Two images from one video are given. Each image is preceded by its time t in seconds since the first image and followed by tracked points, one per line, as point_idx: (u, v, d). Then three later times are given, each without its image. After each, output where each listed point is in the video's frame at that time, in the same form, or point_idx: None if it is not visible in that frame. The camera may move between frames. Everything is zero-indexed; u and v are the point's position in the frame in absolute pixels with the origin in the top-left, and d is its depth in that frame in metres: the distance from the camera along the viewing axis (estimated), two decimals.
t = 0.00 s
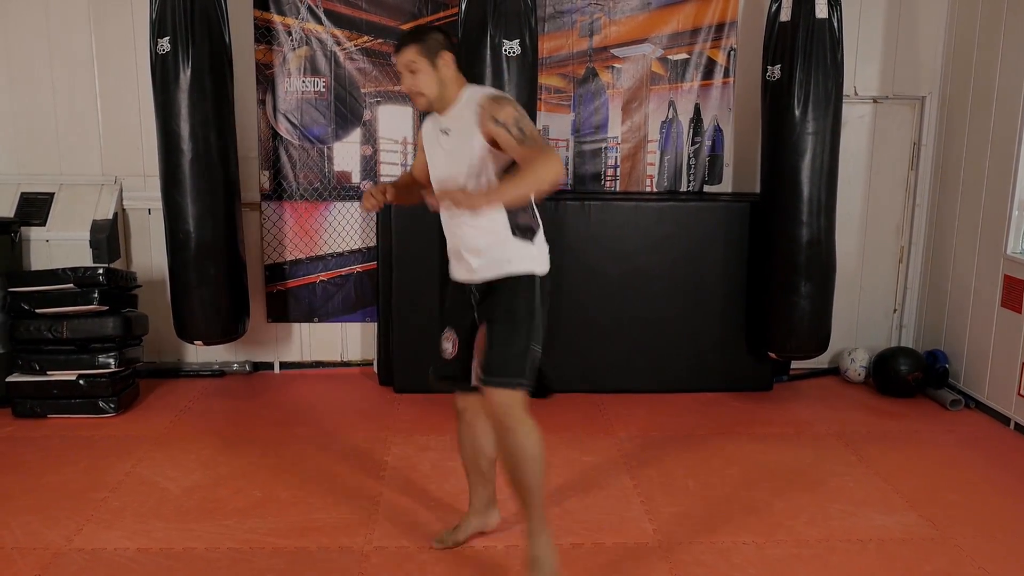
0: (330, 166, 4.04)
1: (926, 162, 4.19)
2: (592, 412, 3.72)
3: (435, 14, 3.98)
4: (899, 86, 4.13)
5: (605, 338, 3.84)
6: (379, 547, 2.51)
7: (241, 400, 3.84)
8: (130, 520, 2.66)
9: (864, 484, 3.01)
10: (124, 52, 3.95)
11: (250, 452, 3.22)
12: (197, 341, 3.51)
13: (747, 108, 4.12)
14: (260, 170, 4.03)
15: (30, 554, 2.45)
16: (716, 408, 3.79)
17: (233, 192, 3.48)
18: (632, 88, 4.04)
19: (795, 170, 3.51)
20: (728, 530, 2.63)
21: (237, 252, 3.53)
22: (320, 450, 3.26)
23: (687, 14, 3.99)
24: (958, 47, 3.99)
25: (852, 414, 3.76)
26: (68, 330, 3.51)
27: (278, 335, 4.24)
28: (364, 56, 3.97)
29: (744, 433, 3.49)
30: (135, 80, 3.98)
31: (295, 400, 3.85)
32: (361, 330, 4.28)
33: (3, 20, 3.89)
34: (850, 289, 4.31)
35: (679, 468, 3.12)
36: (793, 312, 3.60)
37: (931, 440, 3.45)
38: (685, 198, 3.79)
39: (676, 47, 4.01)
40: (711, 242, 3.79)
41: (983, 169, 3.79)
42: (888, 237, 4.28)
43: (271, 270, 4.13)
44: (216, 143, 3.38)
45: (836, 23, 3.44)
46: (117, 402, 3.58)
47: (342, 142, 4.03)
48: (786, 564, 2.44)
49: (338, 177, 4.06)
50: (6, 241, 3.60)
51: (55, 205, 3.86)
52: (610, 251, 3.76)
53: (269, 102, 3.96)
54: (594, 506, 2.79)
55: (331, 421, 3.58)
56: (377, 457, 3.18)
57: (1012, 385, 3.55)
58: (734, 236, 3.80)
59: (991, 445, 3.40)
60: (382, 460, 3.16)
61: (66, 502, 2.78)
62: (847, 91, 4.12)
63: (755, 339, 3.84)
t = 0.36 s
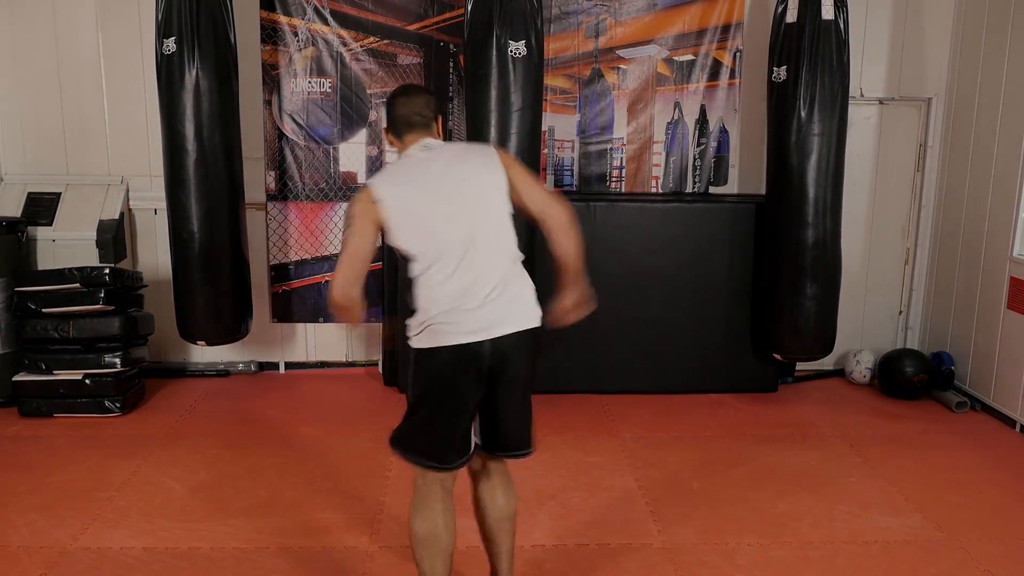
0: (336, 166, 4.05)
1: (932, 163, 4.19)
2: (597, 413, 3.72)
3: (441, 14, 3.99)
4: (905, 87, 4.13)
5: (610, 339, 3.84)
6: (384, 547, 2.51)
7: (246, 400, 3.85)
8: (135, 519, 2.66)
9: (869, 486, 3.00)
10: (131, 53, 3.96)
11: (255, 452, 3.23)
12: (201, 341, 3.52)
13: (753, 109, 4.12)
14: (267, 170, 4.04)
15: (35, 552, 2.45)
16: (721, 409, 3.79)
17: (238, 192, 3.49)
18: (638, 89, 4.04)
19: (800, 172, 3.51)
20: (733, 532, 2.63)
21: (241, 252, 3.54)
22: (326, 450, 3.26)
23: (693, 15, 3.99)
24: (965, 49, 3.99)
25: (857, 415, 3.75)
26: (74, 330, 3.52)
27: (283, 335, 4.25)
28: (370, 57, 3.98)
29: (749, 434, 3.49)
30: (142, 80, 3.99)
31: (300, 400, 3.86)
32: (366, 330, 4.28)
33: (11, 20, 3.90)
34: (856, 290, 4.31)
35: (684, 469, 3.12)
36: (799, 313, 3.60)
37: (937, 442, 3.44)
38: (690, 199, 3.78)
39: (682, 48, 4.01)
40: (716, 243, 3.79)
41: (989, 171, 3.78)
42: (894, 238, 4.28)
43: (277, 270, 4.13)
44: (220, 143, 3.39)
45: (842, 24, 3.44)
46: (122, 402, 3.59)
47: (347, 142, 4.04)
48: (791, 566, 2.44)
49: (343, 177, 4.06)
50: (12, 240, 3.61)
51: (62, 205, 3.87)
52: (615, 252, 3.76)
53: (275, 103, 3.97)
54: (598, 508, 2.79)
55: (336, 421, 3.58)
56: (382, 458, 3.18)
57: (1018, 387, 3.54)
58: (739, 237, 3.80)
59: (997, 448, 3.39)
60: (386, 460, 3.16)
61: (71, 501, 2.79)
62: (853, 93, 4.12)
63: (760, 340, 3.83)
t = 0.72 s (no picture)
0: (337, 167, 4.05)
1: (933, 164, 4.19)
2: (597, 413, 3.72)
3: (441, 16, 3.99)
4: (906, 88, 4.13)
5: (611, 339, 3.84)
6: (384, 548, 2.51)
7: (247, 400, 3.85)
8: (136, 519, 2.67)
9: (869, 486, 3.01)
10: (132, 53, 3.97)
11: (256, 452, 3.23)
12: (200, 341, 3.52)
13: (753, 110, 4.13)
14: (268, 170, 4.05)
15: (37, 553, 2.46)
16: (721, 410, 3.79)
17: (238, 194, 3.49)
18: (638, 90, 4.05)
19: (800, 173, 3.51)
20: (733, 533, 2.63)
21: (241, 253, 3.54)
22: (327, 450, 3.27)
23: (694, 16, 3.99)
24: (965, 50, 3.99)
25: (857, 416, 3.75)
26: (75, 330, 3.53)
27: (283, 335, 4.25)
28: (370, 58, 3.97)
29: (749, 435, 3.49)
30: (143, 81, 3.99)
31: (301, 400, 3.86)
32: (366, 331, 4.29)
33: (13, 21, 3.91)
34: (856, 291, 4.31)
35: (684, 469, 3.12)
36: (799, 314, 3.60)
37: (937, 443, 3.44)
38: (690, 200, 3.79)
39: (682, 49, 4.02)
40: (716, 244, 3.80)
41: (989, 172, 3.78)
42: (894, 239, 4.28)
43: (277, 271, 4.14)
44: (220, 144, 3.39)
45: (843, 25, 3.44)
46: (123, 402, 3.59)
47: (348, 143, 4.04)
48: (790, 566, 2.44)
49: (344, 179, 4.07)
50: (13, 241, 3.61)
51: (63, 206, 3.88)
52: (615, 252, 3.76)
53: (276, 104, 3.98)
54: (599, 508, 2.79)
55: (337, 421, 3.59)
56: (383, 458, 3.19)
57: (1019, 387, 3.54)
58: (739, 237, 3.80)
59: (997, 448, 3.39)
60: (387, 460, 3.16)
61: (73, 501, 2.79)
62: (853, 94, 4.12)
63: (760, 341, 3.84)
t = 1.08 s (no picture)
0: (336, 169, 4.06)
1: (931, 166, 4.19)
2: (596, 415, 3.72)
3: (441, 17, 3.99)
4: (904, 90, 4.13)
5: (610, 341, 3.85)
6: (383, 549, 2.51)
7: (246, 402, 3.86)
8: (135, 521, 2.67)
9: (867, 487, 3.01)
10: (131, 55, 3.97)
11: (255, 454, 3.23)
12: (200, 343, 3.52)
13: (751, 111, 4.13)
14: (266, 173, 4.05)
15: (36, 555, 2.46)
16: (720, 411, 3.79)
17: (238, 195, 3.49)
18: (637, 92, 4.05)
19: (799, 174, 3.52)
20: (732, 534, 2.63)
21: (241, 255, 3.54)
22: (326, 452, 3.27)
23: (692, 17, 4.00)
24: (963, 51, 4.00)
25: (856, 417, 3.75)
26: (74, 332, 3.53)
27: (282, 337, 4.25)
28: (369, 60, 3.99)
29: (748, 436, 3.50)
30: (141, 82, 3.99)
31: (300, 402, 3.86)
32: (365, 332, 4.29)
33: (11, 23, 3.91)
34: (855, 292, 4.31)
35: (683, 471, 3.12)
36: (797, 316, 3.60)
37: (936, 444, 3.44)
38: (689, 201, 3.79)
39: (680, 51, 4.02)
40: (715, 245, 3.80)
41: (987, 174, 3.79)
42: (892, 240, 4.28)
43: (276, 273, 4.15)
44: (220, 146, 3.39)
45: (841, 27, 3.45)
46: (122, 404, 3.59)
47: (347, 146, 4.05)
48: (789, 568, 2.44)
49: (343, 181, 4.07)
50: (13, 243, 3.61)
51: (62, 208, 3.88)
52: (614, 253, 3.77)
53: (275, 106, 3.98)
54: (597, 510, 2.79)
55: (336, 423, 3.59)
56: (382, 459, 3.19)
57: (1017, 388, 3.54)
58: (738, 238, 3.81)
59: (995, 449, 3.39)
60: (386, 462, 3.17)
61: (71, 503, 2.79)
62: (851, 95, 4.13)
63: (758, 343, 3.84)
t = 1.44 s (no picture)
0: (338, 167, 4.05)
1: (933, 165, 4.19)
2: (597, 414, 3.72)
3: (442, 16, 4.00)
4: (906, 89, 4.13)
5: (611, 340, 3.84)
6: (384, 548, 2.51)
7: (248, 400, 3.86)
8: (137, 519, 2.67)
9: (869, 486, 3.01)
10: (132, 54, 3.96)
11: (256, 453, 3.23)
12: (204, 342, 3.52)
13: (753, 111, 4.13)
14: (268, 171, 4.05)
15: (37, 553, 2.46)
16: (721, 410, 3.79)
17: (241, 194, 3.49)
18: (639, 91, 4.05)
19: (801, 173, 3.52)
20: (733, 533, 2.63)
21: (244, 253, 3.54)
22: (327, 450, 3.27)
23: (694, 16, 3.99)
24: (965, 50, 3.99)
25: (857, 416, 3.75)
26: (76, 331, 3.53)
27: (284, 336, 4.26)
28: (371, 59, 3.99)
29: (750, 435, 3.49)
30: (143, 81, 3.99)
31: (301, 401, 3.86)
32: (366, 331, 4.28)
33: (13, 22, 3.90)
34: (857, 291, 4.31)
35: (685, 470, 3.12)
36: (799, 315, 3.59)
37: (937, 443, 3.44)
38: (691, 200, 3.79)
39: (682, 50, 4.02)
40: (717, 244, 3.79)
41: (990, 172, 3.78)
42: (895, 239, 4.28)
43: (278, 272, 4.15)
44: (223, 144, 3.39)
45: (843, 25, 3.44)
46: (123, 403, 3.59)
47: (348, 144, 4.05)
48: (791, 567, 2.44)
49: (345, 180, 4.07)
50: (15, 242, 3.62)
51: (64, 207, 3.89)
52: (616, 252, 3.76)
53: (277, 104, 3.97)
54: (599, 508, 2.79)
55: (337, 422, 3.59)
56: (383, 458, 3.19)
57: (1020, 387, 3.54)
58: (740, 237, 3.80)
59: (997, 449, 3.39)
60: (387, 461, 3.17)
61: (73, 502, 2.79)
62: (853, 94, 4.12)
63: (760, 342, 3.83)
